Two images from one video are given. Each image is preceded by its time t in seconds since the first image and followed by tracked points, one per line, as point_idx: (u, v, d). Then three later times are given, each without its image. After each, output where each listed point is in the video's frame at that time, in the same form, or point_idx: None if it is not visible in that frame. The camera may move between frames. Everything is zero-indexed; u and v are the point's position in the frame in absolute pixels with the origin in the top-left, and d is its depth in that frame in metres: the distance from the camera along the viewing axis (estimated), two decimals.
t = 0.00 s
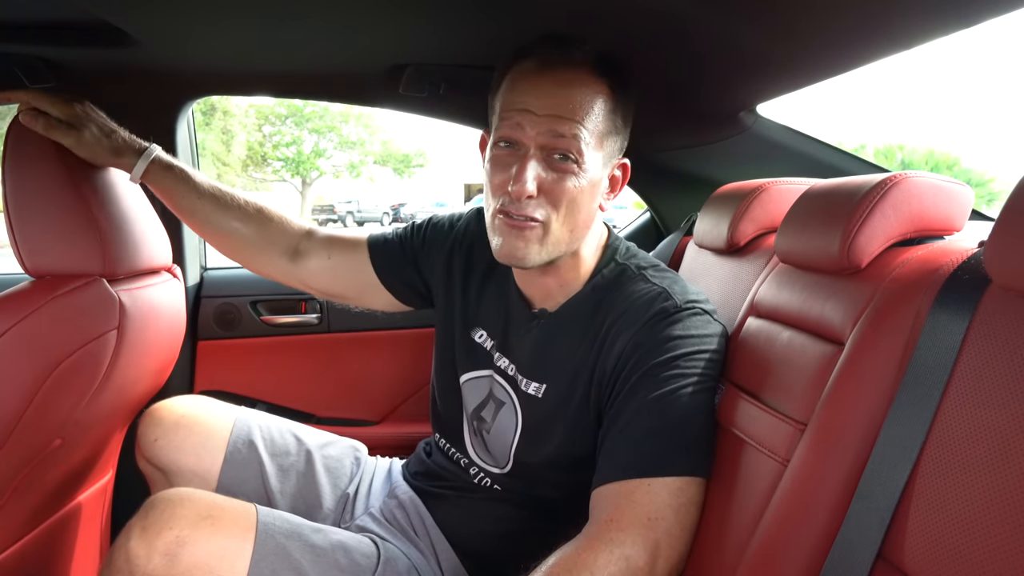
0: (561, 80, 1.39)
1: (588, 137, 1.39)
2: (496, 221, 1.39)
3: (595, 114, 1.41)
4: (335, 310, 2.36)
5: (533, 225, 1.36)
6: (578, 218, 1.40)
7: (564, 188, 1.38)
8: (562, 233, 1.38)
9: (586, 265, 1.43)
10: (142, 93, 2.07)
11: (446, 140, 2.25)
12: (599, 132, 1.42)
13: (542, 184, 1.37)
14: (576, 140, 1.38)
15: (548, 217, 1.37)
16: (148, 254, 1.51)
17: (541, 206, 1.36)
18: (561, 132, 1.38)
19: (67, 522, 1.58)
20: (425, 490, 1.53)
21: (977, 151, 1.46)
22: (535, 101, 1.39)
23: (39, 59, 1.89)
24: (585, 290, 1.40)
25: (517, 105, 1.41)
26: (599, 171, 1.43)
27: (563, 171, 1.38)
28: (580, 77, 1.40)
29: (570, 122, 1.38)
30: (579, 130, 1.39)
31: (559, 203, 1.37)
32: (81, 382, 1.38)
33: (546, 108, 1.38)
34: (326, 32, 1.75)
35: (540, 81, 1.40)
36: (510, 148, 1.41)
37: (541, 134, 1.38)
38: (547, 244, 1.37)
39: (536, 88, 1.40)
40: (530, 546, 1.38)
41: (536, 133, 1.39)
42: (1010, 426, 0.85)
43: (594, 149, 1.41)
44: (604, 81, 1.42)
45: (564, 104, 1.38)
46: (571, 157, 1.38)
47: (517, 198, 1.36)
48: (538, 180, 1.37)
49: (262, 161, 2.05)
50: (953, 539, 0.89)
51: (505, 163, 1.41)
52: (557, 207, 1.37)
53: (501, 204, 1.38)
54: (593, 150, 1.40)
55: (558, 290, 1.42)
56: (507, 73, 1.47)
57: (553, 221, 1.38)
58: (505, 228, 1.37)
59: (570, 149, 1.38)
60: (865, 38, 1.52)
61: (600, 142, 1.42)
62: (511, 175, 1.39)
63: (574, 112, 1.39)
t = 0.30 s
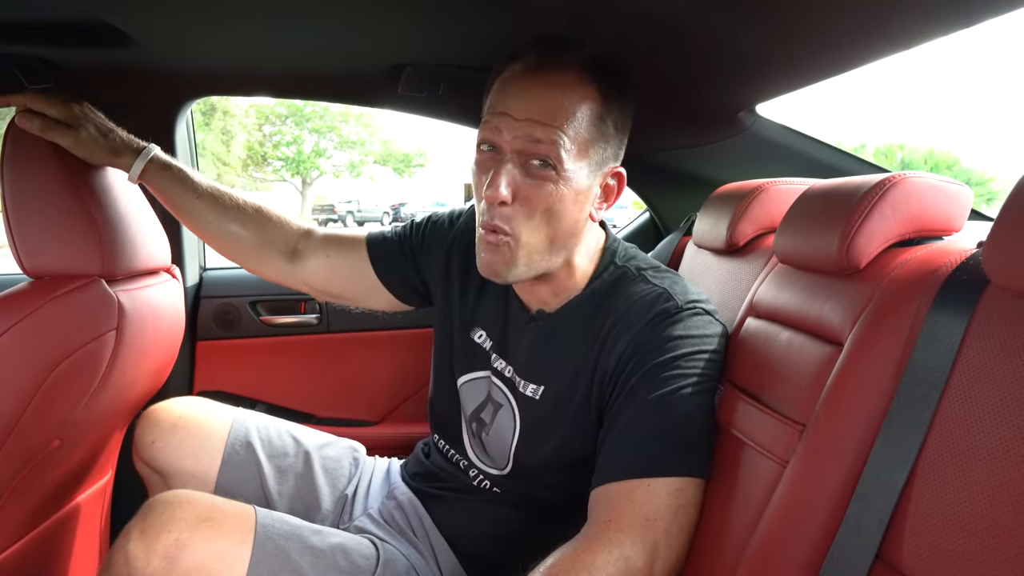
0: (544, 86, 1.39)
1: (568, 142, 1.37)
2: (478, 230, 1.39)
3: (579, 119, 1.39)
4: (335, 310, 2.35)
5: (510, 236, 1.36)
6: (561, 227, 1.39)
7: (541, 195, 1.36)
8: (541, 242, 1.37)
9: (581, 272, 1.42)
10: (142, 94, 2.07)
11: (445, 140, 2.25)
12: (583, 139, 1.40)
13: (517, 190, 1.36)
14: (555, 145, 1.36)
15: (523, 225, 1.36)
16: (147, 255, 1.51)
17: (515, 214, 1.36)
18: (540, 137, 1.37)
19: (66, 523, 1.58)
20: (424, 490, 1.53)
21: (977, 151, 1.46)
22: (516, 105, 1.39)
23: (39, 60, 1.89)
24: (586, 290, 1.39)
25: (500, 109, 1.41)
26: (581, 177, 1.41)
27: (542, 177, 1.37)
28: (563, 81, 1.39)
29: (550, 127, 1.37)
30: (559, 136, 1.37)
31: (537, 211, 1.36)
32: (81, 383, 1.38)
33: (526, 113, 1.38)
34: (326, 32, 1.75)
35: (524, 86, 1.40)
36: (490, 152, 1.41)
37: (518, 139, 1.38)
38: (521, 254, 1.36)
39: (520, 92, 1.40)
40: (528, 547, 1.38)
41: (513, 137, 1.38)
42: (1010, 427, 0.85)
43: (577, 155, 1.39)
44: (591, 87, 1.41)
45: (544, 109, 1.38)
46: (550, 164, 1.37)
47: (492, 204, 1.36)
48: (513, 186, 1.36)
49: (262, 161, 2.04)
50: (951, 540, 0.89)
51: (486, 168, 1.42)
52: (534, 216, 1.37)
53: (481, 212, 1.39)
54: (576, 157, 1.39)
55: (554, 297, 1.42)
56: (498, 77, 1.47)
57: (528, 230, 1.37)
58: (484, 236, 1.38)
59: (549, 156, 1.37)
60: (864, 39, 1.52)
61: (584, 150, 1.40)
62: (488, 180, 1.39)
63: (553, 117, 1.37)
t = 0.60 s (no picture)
0: (539, 88, 1.39)
1: (563, 144, 1.37)
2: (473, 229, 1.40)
3: (574, 121, 1.39)
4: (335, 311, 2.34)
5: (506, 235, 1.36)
6: (556, 227, 1.39)
7: (536, 195, 1.36)
8: (536, 242, 1.38)
9: (578, 270, 1.42)
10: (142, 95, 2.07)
11: (445, 139, 2.24)
12: (580, 139, 1.40)
13: (512, 191, 1.36)
14: (549, 147, 1.37)
15: (518, 227, 1.36)
16: (147, 255, 1.51)
17: (510, 214, 1.36)
18: (534, 138, 1.37)
19: (66, 523, 1.58)
20: (423, 491, 1.53)
21: (976, 151, 1.45)
22: (511, 108, 1.40)
23: (39, 60, 1.89)
24: (586, 291, 1.40)
25: (495, 111, 1.42)
26: (577, 178, 1.40)
27: (537, 178, 1.37)
28: (557, 83, 1.39)
29: (544, 130, 1.37)
30: (554, 137, 1.37)
31: (533, 212, 1.36)
32: (80, 384, 1.37)
33: (520, 115, 1.38)
34: (325, 32, 1.75)
35: (518, 88, 1.40)
36: (486, 153, 1.43)
37: (512, 142, 1.38)
38: (515, 253, 1.37)
39: (515, 93, 1.40)
40: (527, 547, 1.38)
41: (507, 140, 1.39)
42: (1009, 428, 0.85)
43: (573, 155, 1.39)
44: (586, 88, 1.40)
45: (538, 111, 1.38)
46: (545, 165, 1.37)
47: (487, 205, 1.36)
48: (508, 187, 1.36)
49: (262, 161, 2.04)
50: (949, 541, 0.89)
51: (482, 170, 1.43)
52: (530, 216, 1.37)
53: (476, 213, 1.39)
54: (571, 158, 1.39)
55: (552, 297, 1.42)
56: (494, 79, 1.48)
57: (523, 230, 1.37)
58: (479, 233, 1.38)
59: (543, 157, 1.37)
60: (863, 38, 1.52)
61: (581, 151, 1.40)
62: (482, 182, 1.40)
63: (547, 119, 1.37)
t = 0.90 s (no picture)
0: (558, 84, 1.39)
1: (581, 142, 1.38)
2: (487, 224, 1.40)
3: (591, 118, 1.40)
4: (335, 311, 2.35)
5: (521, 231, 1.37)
6: (571, 223, 1.40)
7: (553, 192, 1.37)
8: (551, 238, 1.38)
9: (589, 265, 1.43)
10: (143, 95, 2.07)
11: (448, 140, 2.23)
12: (596, 136, 1.41)
13: (530, 188, 1.37)
14: (568, 145, 1.37)
15: (534, 222, 1.37)
16: (147, 255, 1.51)
17: (527, 209, 1.36)
18: (553, 135, 1.38)
19: (67, 523, 1.58)
20: (424, 490, 1.53)
21: (977, 151, 1.45)
22: (529, 104, 1.40)
23: (40, 61, 1.89)
24: (587, 289, 1.40)
25: (512, 107, 1.42)
26: (592, 175, 1.42)
27: (554, 175, 1.38)
28: (577, 80, 1.39)
29: (563, 127, 1.38)
30: (573, 134, 1.38)
31: (549, 209, 1.37)
32: (81, 384, 1.38)
33: (540, 113, 1.39)
34: (325, 33, 1.75)
35: (536, 85, 1.40)
36: (503, 149, 1.43)
37: (531, 138, 1.39)
38: (531, 248, 1.37)
39: (533, 89, 1.40)
40: (527, 547, 1.38)
41: (526, 136, 1.39)
42: (1008, 428, 0.85)
43: (590, 152, 1.40)
44: (603, 84, 1.41)
45: (557, 108, 1.38)
46: (563, 163, 1.38)
47: (505, 201, 1.36)
48: (526, 184, 1.37)
49: (263, 161, 2.05)
50: (948, 541, 0.89)
51: (498, 166, 1.43)
52: (545, 213, 1.37)
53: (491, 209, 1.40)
54: (588, 155, 1.40)
55: (556, 292, 1.42)
56: (510, 74, 1.48)
57: (539, 225, 1.38)
58: (491, 229, 1.39)
59: (562, 154, 1.38)
60: (864, 38, 1.52)
61: (597, 147, 1.41)
62: (500, 178, 1.40)
63: (567, 116, 1.38)
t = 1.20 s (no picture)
0: (554, 85, 1.39)
1: (577, 141, 1.38)
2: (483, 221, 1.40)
3: (588, 119, 1.39)
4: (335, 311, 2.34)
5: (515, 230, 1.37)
6: (567, 225, 1.39)
7: (548, 192, 1.37)
8: (546, 237, 1.37)
9: (586, 267, 1.43)
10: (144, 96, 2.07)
11: (448, 141, 2.23)
12: (592, 138, 1.40)
13: (525, 187, 1.37)
14: (563, 144, 1.37)
15: (528, 221, 1.37)
16: (147, 255, 1.51)
17: (522, 208, 1.36)
18: (549, 135, 1.38)
19: (66, 524, 1.58)
20: (422, 491, 1.53)
21: (977, 151, 1.45)
22: (527, 104, 1.40)
23: (39, 62, 1.89)
24: (586, 290, 1.40)
25: (509, 107, 1.42)
26: (589, 176, 1.41)
27: (550, 175, 1.38)
28: (574, 81, 1.39)
29: (559, 127, 1.38)
30: (569, 134, 1.38)
31: (543, 209, 1.37)
32: (79, 384, 1.38)
33: (536, 112, 1.39)
34: (324, 33, 1.75)
35: (533, 85, 1.40)
36: (499, 148, 1.43)
37: (527, 137, 1.39)
38: (526, 245, 1.37)
39: (530, 90, 1.40)
40: (526, 547, 1.38)
41: (522, 135, 1.39)
42: (1007, 429, 0.85)
43: (586, 153, 1.39)
44: (600, 86, 1.40)
45: (553, 108, 1.38)
46: (559, 163, 1.38)
47: (500, 199, 1.37)
48: (521, 183, 1.37)
49: (264, 161, 2.05)
50: (947, 543, 0.89)
51: (493, 165, 1.43)
52: (539, 212, 1.37)
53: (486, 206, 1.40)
54: (584, 157, 1.39)
55: (555, 293, 1.43)
56: (508, 75, 1.47)
57: (534, 224, 1.37)
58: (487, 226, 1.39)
59: (557, 154, 1.38)
60: (863, 38, 1.52)
61: (593, 149, 1.41)
62: (495, 176, 1.41)
63: (563, 117, 1.38)
